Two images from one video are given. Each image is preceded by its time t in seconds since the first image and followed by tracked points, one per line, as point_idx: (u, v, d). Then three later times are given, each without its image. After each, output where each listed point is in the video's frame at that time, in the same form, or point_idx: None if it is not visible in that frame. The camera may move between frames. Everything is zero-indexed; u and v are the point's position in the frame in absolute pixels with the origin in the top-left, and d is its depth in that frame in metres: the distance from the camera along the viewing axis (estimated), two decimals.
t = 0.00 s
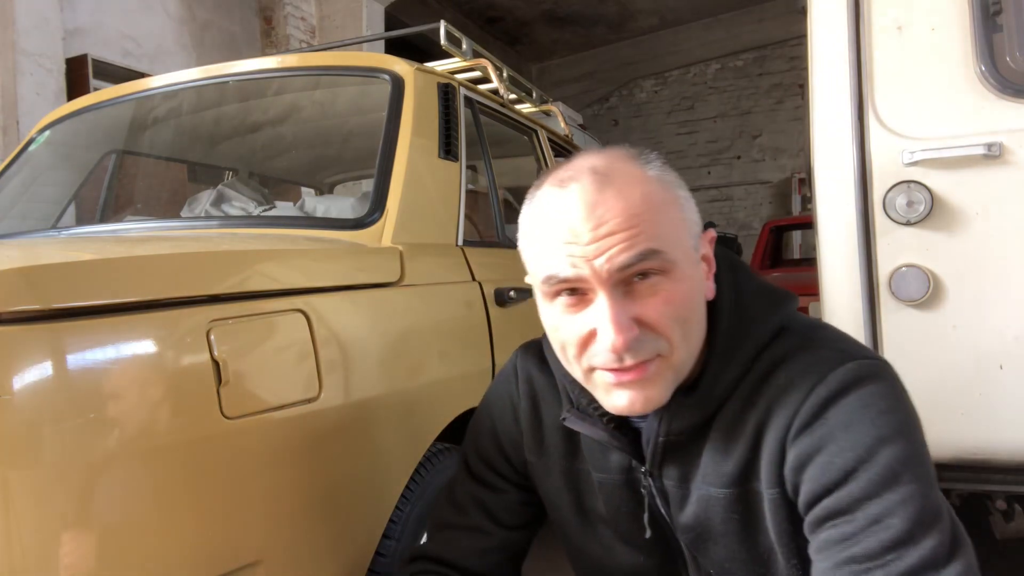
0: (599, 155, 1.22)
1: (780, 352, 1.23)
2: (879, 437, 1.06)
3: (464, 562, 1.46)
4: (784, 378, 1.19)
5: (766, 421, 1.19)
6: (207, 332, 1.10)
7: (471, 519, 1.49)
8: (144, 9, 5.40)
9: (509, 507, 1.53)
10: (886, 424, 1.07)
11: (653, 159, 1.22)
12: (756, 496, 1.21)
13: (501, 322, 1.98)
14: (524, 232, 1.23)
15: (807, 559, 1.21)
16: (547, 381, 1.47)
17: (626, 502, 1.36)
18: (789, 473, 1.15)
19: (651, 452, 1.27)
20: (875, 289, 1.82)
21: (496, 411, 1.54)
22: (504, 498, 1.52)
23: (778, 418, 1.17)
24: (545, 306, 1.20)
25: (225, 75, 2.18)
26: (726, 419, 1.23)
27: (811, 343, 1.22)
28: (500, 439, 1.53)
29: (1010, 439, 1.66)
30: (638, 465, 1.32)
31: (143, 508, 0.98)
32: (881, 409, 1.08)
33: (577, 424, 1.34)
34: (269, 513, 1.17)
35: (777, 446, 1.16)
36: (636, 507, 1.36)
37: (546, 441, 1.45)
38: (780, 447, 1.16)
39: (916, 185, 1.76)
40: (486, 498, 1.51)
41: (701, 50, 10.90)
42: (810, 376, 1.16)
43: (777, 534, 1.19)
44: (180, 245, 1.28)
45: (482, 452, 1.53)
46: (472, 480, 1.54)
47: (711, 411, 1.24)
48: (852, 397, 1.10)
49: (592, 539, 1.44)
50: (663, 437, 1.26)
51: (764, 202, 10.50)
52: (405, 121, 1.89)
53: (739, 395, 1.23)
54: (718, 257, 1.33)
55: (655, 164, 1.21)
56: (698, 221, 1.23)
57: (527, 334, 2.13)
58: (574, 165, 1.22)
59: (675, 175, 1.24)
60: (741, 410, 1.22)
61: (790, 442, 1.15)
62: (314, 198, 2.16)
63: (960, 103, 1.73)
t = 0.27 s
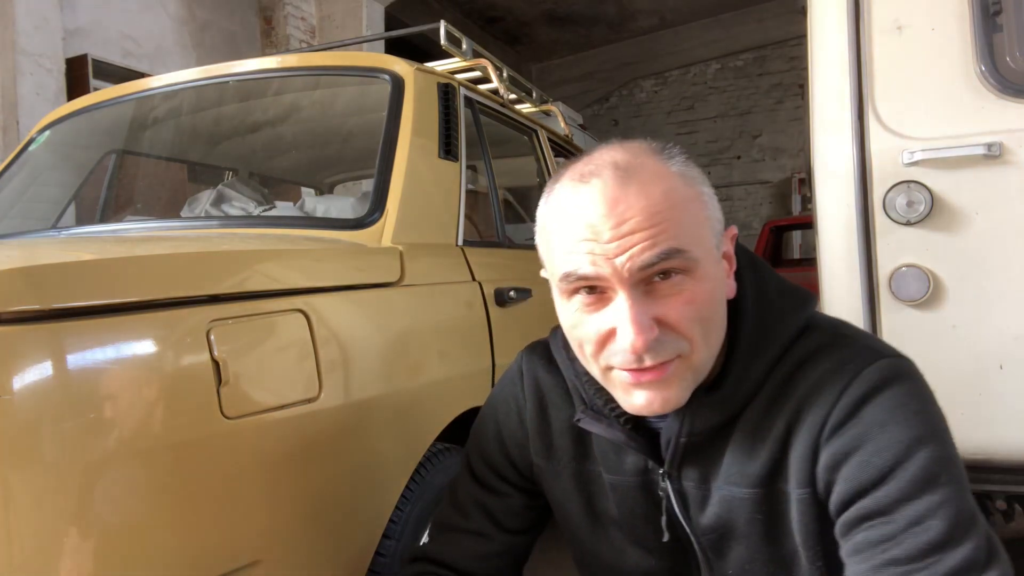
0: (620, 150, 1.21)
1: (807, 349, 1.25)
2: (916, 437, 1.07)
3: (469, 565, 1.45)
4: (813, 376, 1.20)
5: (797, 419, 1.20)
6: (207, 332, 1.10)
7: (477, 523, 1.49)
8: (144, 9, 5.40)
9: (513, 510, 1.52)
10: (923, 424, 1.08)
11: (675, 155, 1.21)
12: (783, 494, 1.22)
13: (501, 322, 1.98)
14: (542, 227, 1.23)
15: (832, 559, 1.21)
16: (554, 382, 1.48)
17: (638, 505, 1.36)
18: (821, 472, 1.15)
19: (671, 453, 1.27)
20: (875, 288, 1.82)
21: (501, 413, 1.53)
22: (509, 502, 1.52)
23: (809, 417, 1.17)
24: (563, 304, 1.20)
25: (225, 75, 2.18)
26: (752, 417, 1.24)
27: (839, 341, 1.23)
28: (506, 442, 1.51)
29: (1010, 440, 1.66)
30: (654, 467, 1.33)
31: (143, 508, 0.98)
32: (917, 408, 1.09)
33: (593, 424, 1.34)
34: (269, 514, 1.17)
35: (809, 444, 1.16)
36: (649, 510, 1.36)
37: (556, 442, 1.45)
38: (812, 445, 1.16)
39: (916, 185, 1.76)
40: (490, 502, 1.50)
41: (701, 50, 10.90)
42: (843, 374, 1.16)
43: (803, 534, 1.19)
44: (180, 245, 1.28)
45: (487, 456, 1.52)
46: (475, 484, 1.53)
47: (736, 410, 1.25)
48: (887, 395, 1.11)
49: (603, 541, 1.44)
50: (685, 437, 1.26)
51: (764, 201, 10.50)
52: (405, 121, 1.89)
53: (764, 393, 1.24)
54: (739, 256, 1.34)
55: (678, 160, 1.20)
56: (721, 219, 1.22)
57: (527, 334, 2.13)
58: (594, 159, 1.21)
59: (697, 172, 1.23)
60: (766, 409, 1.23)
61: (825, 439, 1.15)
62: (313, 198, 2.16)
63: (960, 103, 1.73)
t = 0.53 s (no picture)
0: (624, 144, 1.16)
1: (828, 327, 1.25)
2: (940, 419, 1.08)
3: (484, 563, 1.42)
4: (836, 355, 1.21)
5: (821, 396, 1.20)
6: (207, 332, 1.10)
7: (490, 517, 1.46)
8: (144, 8, 5.40)
9: (525, 504, 1.50)
10: (947, 407, 1.09)
11: (682, 150, 1.14)
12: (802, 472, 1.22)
13: (501, 322, 1.98)
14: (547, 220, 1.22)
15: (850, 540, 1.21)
16: (569, 372, 1.46)
17: (656, 494, 1.35)
18: (845, 448, 1.15)
19: (691, 439, 1.25)
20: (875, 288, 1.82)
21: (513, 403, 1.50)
22: (522, 496, 1.49)
23: (834, 395, 1.17)
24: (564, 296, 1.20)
25: (225, 75, 2.18)
26: (773, 395, 1.24)
27: (861, 321, 1.24)
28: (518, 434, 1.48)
29: (1010, 440, 1.66)
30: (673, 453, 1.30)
31: (143, 508, 0.98)
32: (942, 392, 1.10)
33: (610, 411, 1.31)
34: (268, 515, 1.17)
35: (834, 421, 1.16)
36: (666, 498, 1.35)
37: (570, 432, 1.43)
38: (837, 422, 1.16)
39: (916, 185, 1.76)
40: (502, 495, 1.48)
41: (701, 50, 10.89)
42: (870, 352, 1.17)
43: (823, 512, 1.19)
44: (180, 245, 1.28)
45: (499, 448, 1.50)
46: (487, 478, 1.50)
47: (756, 388, 1.25)
48: (914, 376, 1.12)
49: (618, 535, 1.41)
50: (704, 421, 1.24)
51: (764, 202, 10.49)
52: (405, 121, 1.89)
53: (785, 371, 1.24)
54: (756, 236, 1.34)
55: (683, 156, 1.13)
56: (728, 216, 1.15)
57: (526, 334, 2.13)
58: (599, 153, 1.17)
59: (708, 165, 1.16)
60: (787, 387, 1.23)
61: (850, 416, 1.15)
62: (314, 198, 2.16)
63: (960, 103, 1.74)
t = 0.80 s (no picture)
0: (666, 146, 1.12)
1: (856, 326, 1.25)
2: (961, 425, 1.08)
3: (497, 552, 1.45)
4: (863, 354, 1.20)
5: (843, 394, 1.19)
6: (207, 332, 1.10)
7: (507, 504, 1.48)
8: (144, 8, 5.40)
9: (543, 492, 1.50)
10: (969, 414, 1.09)
11: (726, 160, 1.10)
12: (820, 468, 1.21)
13: (501, 322, 1.98)
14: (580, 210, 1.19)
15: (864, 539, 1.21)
16: (593, 359, 1.46)
17: (674, 487, 1.34)
18: (863, 447, 1.16)
19: (712, 434, 1.27)
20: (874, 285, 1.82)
21: (536, 390, 1.49)
22: (540, 484, 1.50)
23: (858, 394, 1.17)
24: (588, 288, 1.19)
25: (225, 75, 2.18)
26: (797, 391, 1.23)
27: (892, 321, 1.23)
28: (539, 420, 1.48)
29: (1010, 440, 1.66)
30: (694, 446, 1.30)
31: (144, 508, 0.98)
32: (966, 398, 1.10)
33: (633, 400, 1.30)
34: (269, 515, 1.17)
35: (855, 419, 1.16)
36: (685, 492, 1.34)
37: (592, 421, 1.43)
38: (858, 421, 1.16)
39: (916, 185, 1.76)
40: (521, 481, 1.49)
41: (700, 50, 10.89)
42: (897, 354, 1.17)
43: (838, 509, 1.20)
44: (179, 245, 1.28)
45: (520, 434, 1.50)
46: (506, 464, 1.51)
47: (781, 384, 1.24)
48: (939, 381, 1.12)
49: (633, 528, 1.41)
50: (729, 416, 1.25)
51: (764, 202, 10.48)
52: (405, 122, 1.89)
53: (810, 368, 1.23)
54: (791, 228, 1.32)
55: (726, 167, 1.09)
56: (765, 232, 1.12)
57: (527, 334, 2.13)
58: (640, 152, 1.13)
59: (752, 177, 1.12)
60: (811, 384, 1.22)
61: (872, 415, 1.15)
62: (313, 198, 2.16)
63: (960, 103, 1.74)
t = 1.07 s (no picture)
0: (711, 148, 1.10)
1: (886, 335, 1.23)
2: (979, 444, 1.06)
3: (511, 539, 1.45)
4: (888, 365, 1.19)
5: (864, 404, 1.19)
6: (207, 332, 1.10)
7: (530, 490, 1.47)
8: (144, 8, 5.40)
9: (562, 478, 1.50)
10: (988, 433, 1.07)
11: (771, 167, 1.08)
12: (836, 476, 1.21)
13: (501, 322, 1.98)
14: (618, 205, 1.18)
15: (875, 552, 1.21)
16: (625, 349, 1.45)
17: (693, 489, 1.34)
18: (878, 458, 1.16)
19: (735, 440, 1.26)
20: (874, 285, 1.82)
21: (565, 375, 1.48)
22: (561, 472, 1.50)
23: (878, 405, 1.17)
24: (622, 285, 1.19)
25: (225, 75, 2.18)
26: (821, 398, 1.23)
27: (924, 334, 1.21)
28: (566, 407, 1.46)
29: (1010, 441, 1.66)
30: (714, 448, 1.31)
31: (144, 508, 0.98)
32: (988, 416, 1.08)
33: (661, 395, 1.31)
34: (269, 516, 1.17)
35: (872, 430, 1.16)
36: (704, 494, 1.34)
37: (619, 413, 1.43)
38: (876, 431, 1.16)
39: (916, 185, 1.76)
40: (540, 467, 1.47)
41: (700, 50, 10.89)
42: (923, 367, 1.15)
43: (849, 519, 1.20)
44: (179, 245, 1.28)
45: (544, 419, 1.47)
46: (525, 447, 1.48)
47: (808, 391, 1.24)
48: (961, 398, 1.10)
49: (648, 529, 1.42)
50: (753, 424, 1.25)
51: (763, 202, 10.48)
52: (405, 122, 1.89)
53: (836, 376, 1.22)
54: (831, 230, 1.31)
55: (771, 173, 1.08)
56: (805, 241, 1.10)
57: (526, 335, 2.13)
58: (684, 152, 1.12)
59: (797, 184, 1.10)
60: (835, 392, 1.22)
61: (888, 427, 1.15)
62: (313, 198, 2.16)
63: (960, 103, 1.74)
